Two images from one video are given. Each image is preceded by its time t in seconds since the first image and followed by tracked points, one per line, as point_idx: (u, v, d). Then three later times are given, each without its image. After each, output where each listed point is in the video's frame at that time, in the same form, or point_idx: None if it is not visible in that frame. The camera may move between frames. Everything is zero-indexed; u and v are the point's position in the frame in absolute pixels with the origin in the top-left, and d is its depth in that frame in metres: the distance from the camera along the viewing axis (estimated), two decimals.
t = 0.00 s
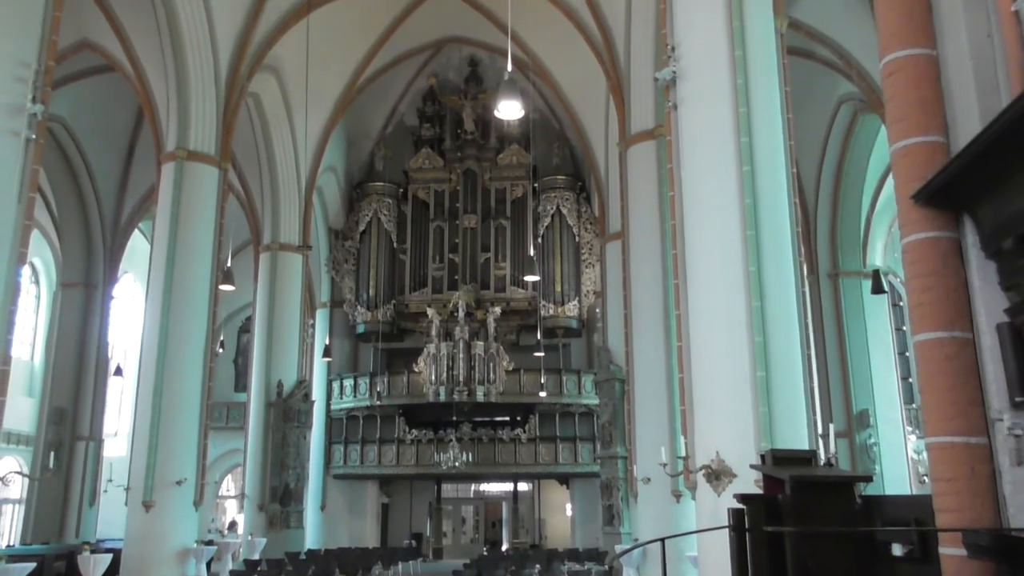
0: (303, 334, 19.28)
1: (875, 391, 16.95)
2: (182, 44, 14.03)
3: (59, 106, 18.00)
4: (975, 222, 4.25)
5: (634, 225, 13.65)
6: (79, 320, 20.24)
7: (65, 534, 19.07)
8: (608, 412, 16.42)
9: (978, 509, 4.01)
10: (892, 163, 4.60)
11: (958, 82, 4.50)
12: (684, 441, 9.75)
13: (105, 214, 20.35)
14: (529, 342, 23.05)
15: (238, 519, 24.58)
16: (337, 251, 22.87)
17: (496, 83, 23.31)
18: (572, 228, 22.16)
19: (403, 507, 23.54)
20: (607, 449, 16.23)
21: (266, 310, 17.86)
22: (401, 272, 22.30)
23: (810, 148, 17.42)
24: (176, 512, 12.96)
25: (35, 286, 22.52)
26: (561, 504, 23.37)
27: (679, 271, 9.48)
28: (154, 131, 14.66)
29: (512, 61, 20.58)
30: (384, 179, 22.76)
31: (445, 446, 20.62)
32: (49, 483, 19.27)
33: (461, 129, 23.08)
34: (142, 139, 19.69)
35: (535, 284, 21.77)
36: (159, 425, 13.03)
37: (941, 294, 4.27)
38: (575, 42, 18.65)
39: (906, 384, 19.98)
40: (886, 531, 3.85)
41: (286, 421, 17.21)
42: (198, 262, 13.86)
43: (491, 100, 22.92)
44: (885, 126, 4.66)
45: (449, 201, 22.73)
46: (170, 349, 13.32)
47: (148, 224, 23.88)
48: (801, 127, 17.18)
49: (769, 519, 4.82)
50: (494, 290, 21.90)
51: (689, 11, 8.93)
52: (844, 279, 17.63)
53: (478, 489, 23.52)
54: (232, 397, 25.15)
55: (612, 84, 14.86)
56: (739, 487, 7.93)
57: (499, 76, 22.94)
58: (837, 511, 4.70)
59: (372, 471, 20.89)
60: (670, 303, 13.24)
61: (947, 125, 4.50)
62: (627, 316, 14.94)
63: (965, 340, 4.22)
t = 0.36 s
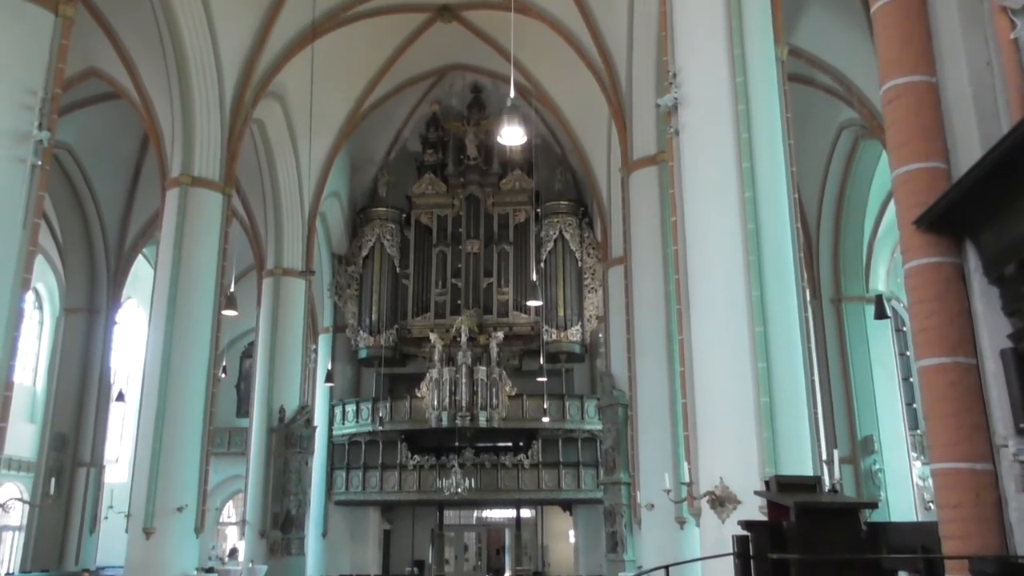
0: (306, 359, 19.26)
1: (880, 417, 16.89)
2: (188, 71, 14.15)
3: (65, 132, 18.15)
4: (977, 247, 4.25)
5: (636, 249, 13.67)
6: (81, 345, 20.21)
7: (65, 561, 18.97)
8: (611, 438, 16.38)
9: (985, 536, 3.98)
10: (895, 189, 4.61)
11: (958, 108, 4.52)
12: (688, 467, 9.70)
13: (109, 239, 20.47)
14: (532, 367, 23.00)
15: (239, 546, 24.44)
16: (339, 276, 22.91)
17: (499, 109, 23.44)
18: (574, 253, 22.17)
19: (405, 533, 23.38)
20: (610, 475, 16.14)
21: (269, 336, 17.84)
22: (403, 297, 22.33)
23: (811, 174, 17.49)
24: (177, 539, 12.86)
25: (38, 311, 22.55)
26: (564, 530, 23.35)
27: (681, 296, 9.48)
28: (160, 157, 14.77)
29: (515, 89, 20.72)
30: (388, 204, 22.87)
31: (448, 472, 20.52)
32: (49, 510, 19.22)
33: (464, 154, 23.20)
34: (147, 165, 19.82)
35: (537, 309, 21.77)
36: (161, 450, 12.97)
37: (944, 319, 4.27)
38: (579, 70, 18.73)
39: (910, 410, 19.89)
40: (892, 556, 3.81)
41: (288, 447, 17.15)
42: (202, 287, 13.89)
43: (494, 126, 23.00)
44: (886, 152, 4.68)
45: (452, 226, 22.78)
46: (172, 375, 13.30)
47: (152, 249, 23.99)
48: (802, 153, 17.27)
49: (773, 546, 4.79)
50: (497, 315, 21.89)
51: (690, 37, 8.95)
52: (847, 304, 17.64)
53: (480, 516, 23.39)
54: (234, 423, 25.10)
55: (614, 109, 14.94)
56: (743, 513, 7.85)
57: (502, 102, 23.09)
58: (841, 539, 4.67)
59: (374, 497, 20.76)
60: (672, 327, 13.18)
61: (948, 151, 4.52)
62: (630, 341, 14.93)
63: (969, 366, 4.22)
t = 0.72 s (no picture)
0: (307, 384, 19.22)
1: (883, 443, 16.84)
2: (193, 98, 14.28)
3: (70, 159, 18.31)
4: (978, 272, 4.26)
5: (638, 274, 13.68)
6: (83, 369, 20.22)
7: None
8: (614, 463, 16.33)
9: (990, 563, 3.95)
10: (896, 214, 4.63)
11: (957, 134, 4.55)
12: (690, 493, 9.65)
13: (112, 264, 20.55)
14: (534, 392, 22.95)
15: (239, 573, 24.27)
16: (342, 300, 22.94)
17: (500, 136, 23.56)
18: (576, 278, 22.17)
19: (406, 560, 23.20)
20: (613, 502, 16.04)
21: (270, 361, 17.83)
22: (405, 322, 22.34)
23: (812, 200, 17.57)
24: (176, 566, 12.74)
25: (41, 336, 22.54)
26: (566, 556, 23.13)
27: (683, 322, 9.49)
28: (164, 184, 14.86)
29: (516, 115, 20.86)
30: (390, 230, 22.96)
31: (449, 498, 20.40)
32: (49, 536, 19.16)
33: (466, 180, 23.31)
34: (151, 191, 19.93)
35: (540, 334, 21.75)
36: (161, 475, 12.91)
37: (946, 345, 4.27)
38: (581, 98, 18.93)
39: (914, 435, 19.78)
40: None
41: (289, 472, 17.08)
42: (205, 312, 13.92)
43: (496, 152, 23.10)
44: (887, 178, 4.70)
45: (454, 251, 22.83)
46: (173, 400, 13.27)
47: (155, 275, 24.09)
48: (802, 179, 17.35)
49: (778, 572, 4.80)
50: (499, 339, 21.87)
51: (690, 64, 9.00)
52: (849, 329, 17.64)
53: (481, 543, 23.31)
54: (235, 449, 25.02)
55: (615, 135, 15.01)
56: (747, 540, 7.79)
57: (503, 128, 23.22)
58: (845, 566, 4.63)
59: (375, 524, 20.62)
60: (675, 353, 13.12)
61: (948, 177, 4.55)
62: (631, 366, 14.92)
63: (972, 392, 4.21)
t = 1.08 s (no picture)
0: (308, 410, 19.15)
1: (887, 469, 16.75)
2: (196, 125, 14.40)
3: (74, 186, 18.42)
4: (979, 296, 4.26)
5: (639, 298, 13.68)
6: (84, 395, 20.21)
7: None
8: (616, 489, 16.25)
9: None
10: (896, 239, 4.64)
11: (955, 160, 4.58)
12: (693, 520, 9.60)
13: (114, 289, 20.59)
14: (535, 416, 22.87)
15: None
16: (343, 325, 22.96)
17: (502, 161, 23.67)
18: (577, 302, 22.19)
19: None
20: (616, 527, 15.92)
21: (271, 387, 17.78)
22: (407, 346, 22.32)
23: (812, 225, 17.65)
24: None
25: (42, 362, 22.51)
26: None
27: (685, 347, 9.50)
28: (166, 209, 14.93)
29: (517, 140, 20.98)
30: (392, 254, 23.01)
31: (450, 523, 20.27)
32: (47, 564, 19.05)
33: (467, 205, 23.40)
34: (153, 217, 19.99)
35: (541, 358, 21.71)
36: (160, 502, 12.83)
37: (948, 370, 4.26)
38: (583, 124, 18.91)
39: (918, 460, 19.69)
40: None
41: (289, 498, 16.99)
42: (206, 338, 13.92)
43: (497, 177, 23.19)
44: (886, 202, 4.72)
45: (456, 275, 22.86)
46: (174, 426, 13.22)
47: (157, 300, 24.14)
48: (803, 204, 17.43)
49: None
50: (500, 364, 21.82)
51: (689, 90, 9.04)
52: (851, 353, 17.64)
53: (483, 569, 23.17)
54: (235, 474, 24.90)
55: (616, 160, 15.08)
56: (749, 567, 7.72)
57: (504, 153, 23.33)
58: None
59: (376, 550, 20.46)
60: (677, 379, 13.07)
61: (948, 203, 4.56)
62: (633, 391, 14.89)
63: (975, 417, 4.20)
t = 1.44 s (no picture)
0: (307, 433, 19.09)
1: (888, 492, 16.67)
2: (198, 148, 14.50)
3: (75, 209, 18.51)
4: (979, 319, 4.27)
5: (639, 321, 13.66)
6: (83, 417, 20.18)
7: None
8: (617, 512, 16.18)
9: None
10: (896, 262, 4.64)
11: (954, 183, 4.60)
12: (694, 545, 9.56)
13: (114, 311, 20.59)
14: (536, 439, 22.79)
15: None
16: (343, 347, 22.95)
17: (502, 184, 23.76)
18: (578, 324, 22.19)
19: None
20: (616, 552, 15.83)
21: (271, 409, 17.73)
22: (407, 369, 22.28)
23: (812, 247, 17.73)
24: None
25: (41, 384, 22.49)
26: None
27: (685, 370, 9.49)
28: (167, 232, 14.98)
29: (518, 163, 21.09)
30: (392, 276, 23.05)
31: (450, 547, 20.14)
32: None
33: (468, 228, 23.47)
34: (154, 239, 20.04)
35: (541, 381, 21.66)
36: (159, 526, 12.74)
37: (950, 393, 4.26)
38: (583, 148, 18.99)
39: (920, 484, 19.62)
40: None
41: (288, 522, 16.89)
42: (206, 360, 13.91)
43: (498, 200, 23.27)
44: (886, 225, 4.73)
45: (456, 297, 22.87)
46: (173, 450, 13.17)
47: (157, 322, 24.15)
48: (802, 227, 17.49)
49: None
50: (501, 386, 21.76)
51: (688, 114, 9.09)
52: (852, 376, 17.66)
53: None
54: (234, 497, 24.78)
55: (616, 182, 15.14)
56: None
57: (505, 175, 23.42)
58: None
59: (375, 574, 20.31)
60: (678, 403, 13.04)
61: (948, 227, 4.58)
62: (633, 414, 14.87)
63: (977, 441, 4.19)
